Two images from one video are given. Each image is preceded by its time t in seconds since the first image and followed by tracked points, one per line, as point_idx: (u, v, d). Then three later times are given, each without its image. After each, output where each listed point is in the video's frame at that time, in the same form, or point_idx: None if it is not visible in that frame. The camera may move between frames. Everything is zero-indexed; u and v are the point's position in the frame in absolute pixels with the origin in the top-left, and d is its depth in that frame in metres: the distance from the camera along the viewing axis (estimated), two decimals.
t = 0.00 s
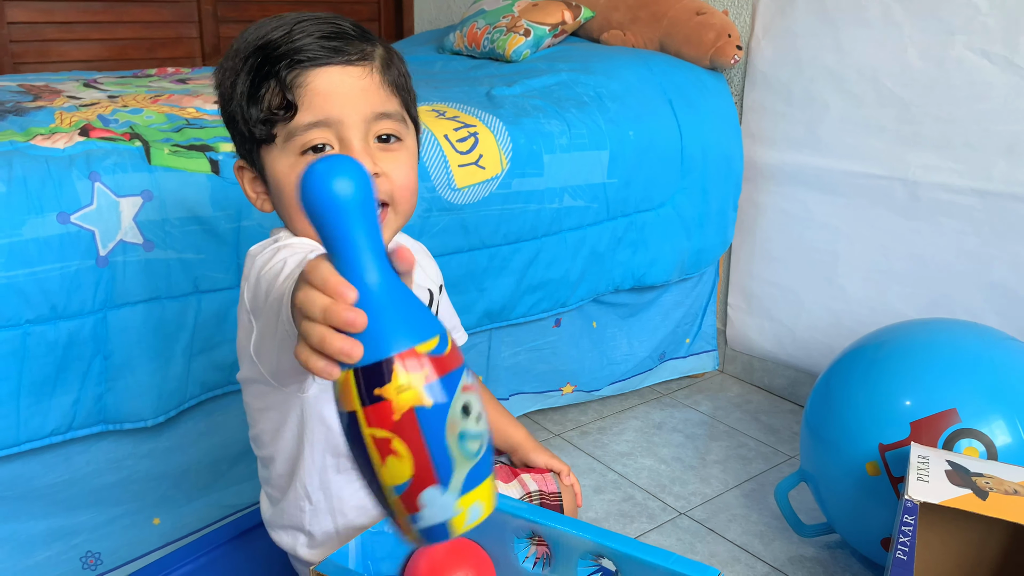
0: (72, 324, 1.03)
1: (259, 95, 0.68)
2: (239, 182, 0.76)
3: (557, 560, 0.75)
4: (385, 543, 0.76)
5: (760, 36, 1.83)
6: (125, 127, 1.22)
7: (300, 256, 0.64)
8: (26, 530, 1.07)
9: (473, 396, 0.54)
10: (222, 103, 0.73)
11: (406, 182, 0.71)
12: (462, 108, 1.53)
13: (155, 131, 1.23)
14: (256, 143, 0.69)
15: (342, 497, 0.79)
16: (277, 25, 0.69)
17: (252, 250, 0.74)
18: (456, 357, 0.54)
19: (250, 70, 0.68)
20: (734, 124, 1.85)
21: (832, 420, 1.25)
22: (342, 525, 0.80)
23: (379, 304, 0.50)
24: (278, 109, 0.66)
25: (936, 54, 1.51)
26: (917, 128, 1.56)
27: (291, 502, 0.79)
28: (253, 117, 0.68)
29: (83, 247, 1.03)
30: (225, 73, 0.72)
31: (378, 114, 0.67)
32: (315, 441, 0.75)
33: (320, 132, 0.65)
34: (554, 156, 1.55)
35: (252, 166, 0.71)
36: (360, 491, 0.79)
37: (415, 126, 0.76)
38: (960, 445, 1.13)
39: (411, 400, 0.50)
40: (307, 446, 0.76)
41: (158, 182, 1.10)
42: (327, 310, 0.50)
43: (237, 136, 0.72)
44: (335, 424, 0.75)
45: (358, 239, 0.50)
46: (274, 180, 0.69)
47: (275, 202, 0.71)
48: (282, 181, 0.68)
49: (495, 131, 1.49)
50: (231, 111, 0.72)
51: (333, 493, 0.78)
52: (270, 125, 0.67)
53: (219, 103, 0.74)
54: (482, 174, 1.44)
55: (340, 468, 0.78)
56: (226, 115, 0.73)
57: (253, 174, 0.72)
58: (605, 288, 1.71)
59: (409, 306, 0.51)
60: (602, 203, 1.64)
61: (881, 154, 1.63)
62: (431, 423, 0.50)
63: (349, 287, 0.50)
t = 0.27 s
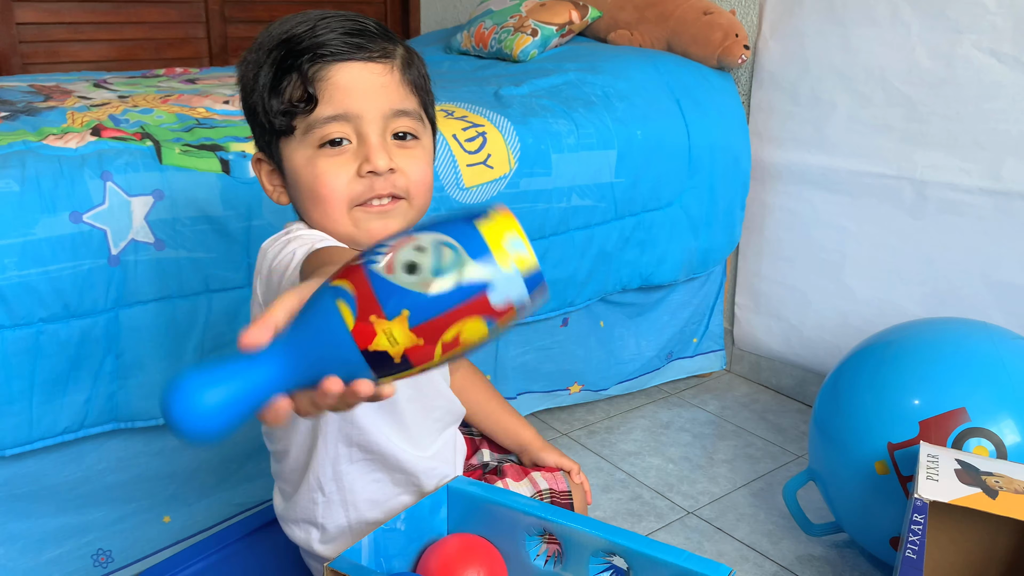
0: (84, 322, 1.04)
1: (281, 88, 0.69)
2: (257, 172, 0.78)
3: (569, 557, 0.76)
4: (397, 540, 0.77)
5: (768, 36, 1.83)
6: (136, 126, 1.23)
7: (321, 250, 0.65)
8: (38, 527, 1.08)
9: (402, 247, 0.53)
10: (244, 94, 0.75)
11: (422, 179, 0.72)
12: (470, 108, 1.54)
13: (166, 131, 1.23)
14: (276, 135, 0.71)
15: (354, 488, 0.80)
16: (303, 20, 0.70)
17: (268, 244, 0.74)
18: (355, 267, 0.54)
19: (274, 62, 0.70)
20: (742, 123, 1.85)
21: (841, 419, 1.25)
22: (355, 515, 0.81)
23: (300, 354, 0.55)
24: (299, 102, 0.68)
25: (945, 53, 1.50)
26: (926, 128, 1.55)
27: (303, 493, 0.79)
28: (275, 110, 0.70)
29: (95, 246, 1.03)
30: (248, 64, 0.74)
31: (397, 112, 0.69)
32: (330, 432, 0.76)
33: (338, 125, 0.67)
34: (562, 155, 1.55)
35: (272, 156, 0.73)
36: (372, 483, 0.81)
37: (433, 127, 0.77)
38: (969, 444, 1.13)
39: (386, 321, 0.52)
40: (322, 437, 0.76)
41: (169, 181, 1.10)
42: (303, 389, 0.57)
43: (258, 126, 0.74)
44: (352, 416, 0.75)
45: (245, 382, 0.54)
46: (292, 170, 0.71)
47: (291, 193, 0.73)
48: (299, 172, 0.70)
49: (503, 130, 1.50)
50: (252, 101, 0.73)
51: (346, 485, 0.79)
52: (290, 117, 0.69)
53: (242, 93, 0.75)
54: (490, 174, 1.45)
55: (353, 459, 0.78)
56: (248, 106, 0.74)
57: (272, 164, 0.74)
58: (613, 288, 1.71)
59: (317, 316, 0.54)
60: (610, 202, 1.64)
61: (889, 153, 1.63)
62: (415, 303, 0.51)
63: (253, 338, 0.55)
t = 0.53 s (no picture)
0: (89, 324, 1.04)
1: (292, 85, 0.68)
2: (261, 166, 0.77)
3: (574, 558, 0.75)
4: (402, 542, 0.77)
5: (772, 36, 1.82)
6: (141, 128, 1.23)
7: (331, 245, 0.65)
8: (44, 529, 1.08)
9: (476, 313, 0.54)
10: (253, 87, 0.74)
11: (428, 179, 0.73)
12: (474, 109, 1.54)
13: (171, 133, 1.23)
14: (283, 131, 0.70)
15: (359, 490, 0.79)
16: (315, 17, 0.70)
17: (275, 241, 0.74)
18: (430, 314, 0.53)
19: (284, 59, 0.69)
20: (747, 124, 1.84)
21: (846, 420, 1.24)
22: (361, 517, 0.80)
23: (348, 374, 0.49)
24: (309, 100, 0.67)
25: (950, 53, 1.50)
26: (931, 128, 1.55)
27: (309, 496, 0.79)
28: (284, 107, 0.69)
29: (101, 248, 1.03)
30: (257, 60, 0.73)
31: (406, 113, 0.69)
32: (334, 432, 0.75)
33: (348, 124, 0.67)
34: (566, 156, 1.55)
35: (278, 153, 0.72)
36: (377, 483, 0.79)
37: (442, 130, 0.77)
38: (976, 445, 1.12)
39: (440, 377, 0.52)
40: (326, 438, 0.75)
41: (174, 183, 1.11)
42: (338, 407, 0.49)
43: (264, 121, 0.72)
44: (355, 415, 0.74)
45: (275, 380, 0.46)
46: (299, 166, 0.70)
47: (296, 190, 0.72)
48: (305, 169, 0.69)
49: (508, 131, 1.50)
50: (260, 96, 0.72)
51: (351, 487, 0.78)
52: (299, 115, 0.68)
53: (250, 88, 0.74)
54: (494, 175, 1.45)
55: (357, 460, 0.77)
56: (256, 100, 0.73)
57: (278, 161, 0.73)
58: (618, 289, 1.71)
59: (380, 344, 0.50)
60: (614, 203, 1.64)
61: (894, 154, 1.62)
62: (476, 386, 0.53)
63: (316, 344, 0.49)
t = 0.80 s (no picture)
0: (93, 327, 1.05)
1: (305, 88, 0.70)
2: (270, 170, 0.78)
3: (575, 559, 0.76)
4: (404, 542, 0.78)
5: (772, 39, 1.83)
6: (144, 133, 1.24)
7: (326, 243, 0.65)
8: (48, 531, 1.09)
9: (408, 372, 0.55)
10: (266, 93, 0.76)
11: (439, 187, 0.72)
12: (475, 113, 1.54)
13: (174, 137, 1.24)
14: (296, 134, 0.72)
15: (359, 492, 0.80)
16: (328, 23, 0.72)
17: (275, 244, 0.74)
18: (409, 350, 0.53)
19: (298, 62, 0.71)
20: (747, 127, 1.85)
21: (846, 422, 1.25)
22: (361, 518, 0.81)
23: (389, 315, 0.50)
24: (322, 102, 0.69)
25: (950, 55, 1.50)
26: (931, 130, 1.55)
27: (309, 496, 0.80)
28: (296, 109, 0.70)
29: (105, 252, 1.04)
30: (270, 63, 0.75)
31: (416, 118, 0.70)
32: (334, 434, 0.76)
33: (358, 129, 0.68)
34: (567, 159, 1.55)
35: (288, 153, 0.74)
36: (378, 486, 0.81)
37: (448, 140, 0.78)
38: (975, 447, 1.13)
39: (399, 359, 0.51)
40: (326, 439, 0.77)
41: (177, 187, 1.11)
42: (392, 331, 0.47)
43: (276, 124, 0.74)
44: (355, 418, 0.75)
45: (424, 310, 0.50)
46: (309, 168, 0.71)
47: (305, 191, 0.74)
48: (315, 172, 0.70)
49: (509, 134, 1.50)
50: (274, 100, 0.74)
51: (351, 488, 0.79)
52: (311, 117, 0.70)
53: (262, 91, 0.76)
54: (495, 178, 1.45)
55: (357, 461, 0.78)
56: (269, 105, 0.75)
57: (287, 161, 0.75)
58: (619, 291, 1.72)
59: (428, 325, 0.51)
60: (615, 206, 1.64)
61: (894, 156, 1.63)
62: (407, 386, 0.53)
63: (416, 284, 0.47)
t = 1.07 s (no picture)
0: (91, 329, 1.05)
1: (315, 89, 0.69)
2: (273, 167, 0.77)
3: (571, 561, 0.76)
4: (400, 545, 0.77)
5: (770, 41, 1.83)
6: (142, 135, 1.25)
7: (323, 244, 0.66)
8: (46, 533, 1.09)
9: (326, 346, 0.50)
10: (273, 89, 0.74)
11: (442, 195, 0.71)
12: (473, 115, 1.55)
13: (172, 139, 1.25)
14: (304, 133, 0.71)
15: (357, 490, 0.80)
16: (341, 25, 0.71)
17: (273, 247, 0.74)
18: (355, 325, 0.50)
19: (310, 61, 0.70)
20: (744, 129, 1.85)
21: (843, 423, 1.25)
22: (358, 517, 0.81)
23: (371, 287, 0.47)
24: (334, 105, 0.68)
25: (946, 57, 1.51)
26: (928, 132, 1.56)
27: (306, 495, 0.80)
28: (305, 108, 0.69)
29: (102, 254, 1.04)
30: (280, 58, 0.73)
31: (424, 127, 0.70)
32: (332, 432, 0.77)
33: (368, 133, 0.68)
34: (565, 161, 1.55)
35: (294, 151, 0.73)
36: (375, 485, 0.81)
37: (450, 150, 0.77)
38: (972, 448, 1.13)
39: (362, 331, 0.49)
40: (324, 437, 0.77)
41: (174, 190, 1.11)
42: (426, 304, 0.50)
43: (282, 123, 0.73)
44: (354, 416, 0.76)
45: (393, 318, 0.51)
46: (315, 169, 0.70)
47: (309, 193, 0.73)
48: (322, 174, 0.70)
49: (506, 136, 1.51)
50: (281, 97, 0.73)
51: (349, 487, 0.80)
52: (320, 117, 0.69)
53: (270, 86, 0.75)
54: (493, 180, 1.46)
55: (355, 460, 0.79)
56: (276, 101, 0.74)
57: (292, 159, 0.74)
58: (617, 293, 1.72)
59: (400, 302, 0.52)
60: (613, 207, 1.65)
61: (891, 158, 1.63)
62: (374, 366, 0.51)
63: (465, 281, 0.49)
